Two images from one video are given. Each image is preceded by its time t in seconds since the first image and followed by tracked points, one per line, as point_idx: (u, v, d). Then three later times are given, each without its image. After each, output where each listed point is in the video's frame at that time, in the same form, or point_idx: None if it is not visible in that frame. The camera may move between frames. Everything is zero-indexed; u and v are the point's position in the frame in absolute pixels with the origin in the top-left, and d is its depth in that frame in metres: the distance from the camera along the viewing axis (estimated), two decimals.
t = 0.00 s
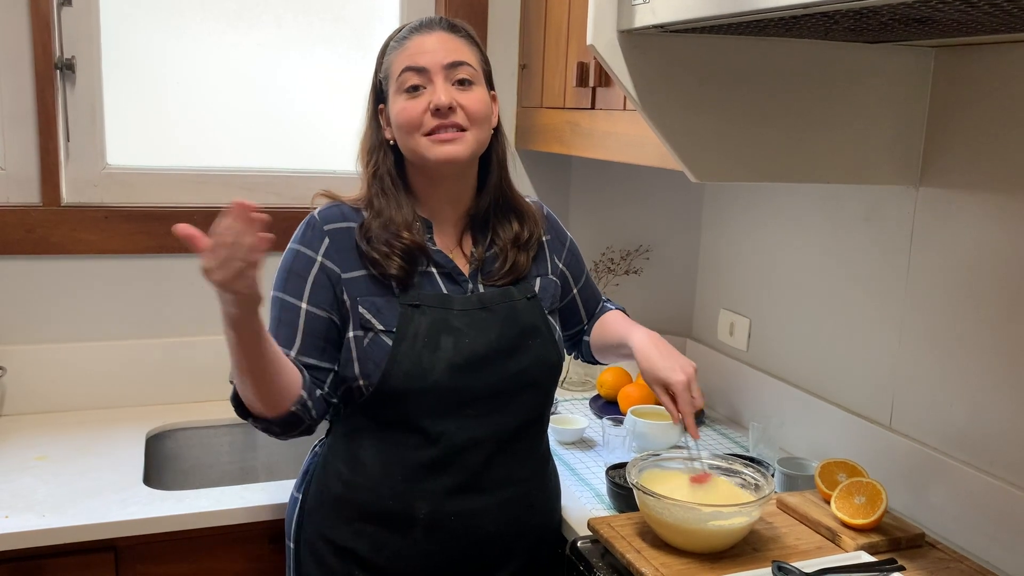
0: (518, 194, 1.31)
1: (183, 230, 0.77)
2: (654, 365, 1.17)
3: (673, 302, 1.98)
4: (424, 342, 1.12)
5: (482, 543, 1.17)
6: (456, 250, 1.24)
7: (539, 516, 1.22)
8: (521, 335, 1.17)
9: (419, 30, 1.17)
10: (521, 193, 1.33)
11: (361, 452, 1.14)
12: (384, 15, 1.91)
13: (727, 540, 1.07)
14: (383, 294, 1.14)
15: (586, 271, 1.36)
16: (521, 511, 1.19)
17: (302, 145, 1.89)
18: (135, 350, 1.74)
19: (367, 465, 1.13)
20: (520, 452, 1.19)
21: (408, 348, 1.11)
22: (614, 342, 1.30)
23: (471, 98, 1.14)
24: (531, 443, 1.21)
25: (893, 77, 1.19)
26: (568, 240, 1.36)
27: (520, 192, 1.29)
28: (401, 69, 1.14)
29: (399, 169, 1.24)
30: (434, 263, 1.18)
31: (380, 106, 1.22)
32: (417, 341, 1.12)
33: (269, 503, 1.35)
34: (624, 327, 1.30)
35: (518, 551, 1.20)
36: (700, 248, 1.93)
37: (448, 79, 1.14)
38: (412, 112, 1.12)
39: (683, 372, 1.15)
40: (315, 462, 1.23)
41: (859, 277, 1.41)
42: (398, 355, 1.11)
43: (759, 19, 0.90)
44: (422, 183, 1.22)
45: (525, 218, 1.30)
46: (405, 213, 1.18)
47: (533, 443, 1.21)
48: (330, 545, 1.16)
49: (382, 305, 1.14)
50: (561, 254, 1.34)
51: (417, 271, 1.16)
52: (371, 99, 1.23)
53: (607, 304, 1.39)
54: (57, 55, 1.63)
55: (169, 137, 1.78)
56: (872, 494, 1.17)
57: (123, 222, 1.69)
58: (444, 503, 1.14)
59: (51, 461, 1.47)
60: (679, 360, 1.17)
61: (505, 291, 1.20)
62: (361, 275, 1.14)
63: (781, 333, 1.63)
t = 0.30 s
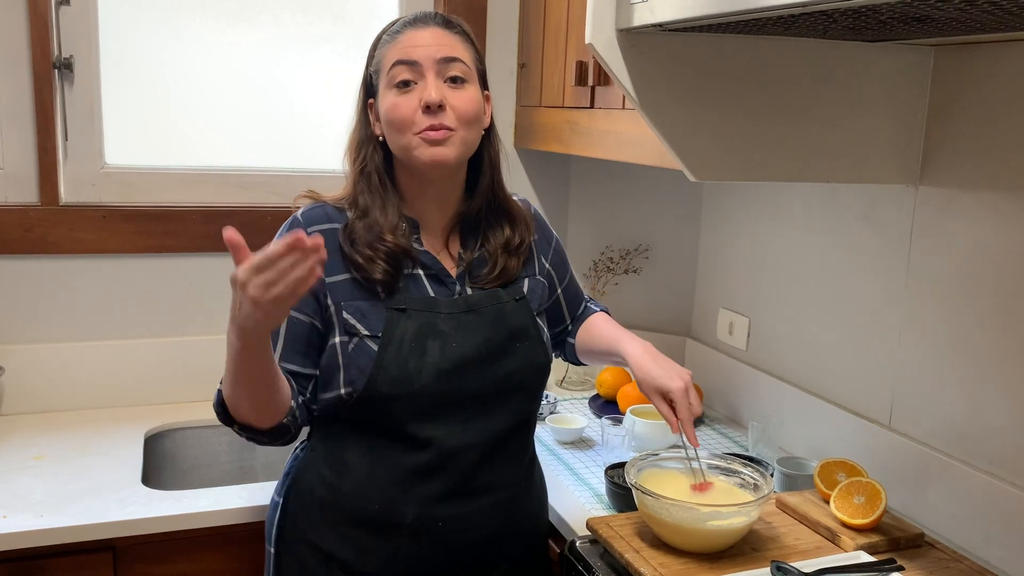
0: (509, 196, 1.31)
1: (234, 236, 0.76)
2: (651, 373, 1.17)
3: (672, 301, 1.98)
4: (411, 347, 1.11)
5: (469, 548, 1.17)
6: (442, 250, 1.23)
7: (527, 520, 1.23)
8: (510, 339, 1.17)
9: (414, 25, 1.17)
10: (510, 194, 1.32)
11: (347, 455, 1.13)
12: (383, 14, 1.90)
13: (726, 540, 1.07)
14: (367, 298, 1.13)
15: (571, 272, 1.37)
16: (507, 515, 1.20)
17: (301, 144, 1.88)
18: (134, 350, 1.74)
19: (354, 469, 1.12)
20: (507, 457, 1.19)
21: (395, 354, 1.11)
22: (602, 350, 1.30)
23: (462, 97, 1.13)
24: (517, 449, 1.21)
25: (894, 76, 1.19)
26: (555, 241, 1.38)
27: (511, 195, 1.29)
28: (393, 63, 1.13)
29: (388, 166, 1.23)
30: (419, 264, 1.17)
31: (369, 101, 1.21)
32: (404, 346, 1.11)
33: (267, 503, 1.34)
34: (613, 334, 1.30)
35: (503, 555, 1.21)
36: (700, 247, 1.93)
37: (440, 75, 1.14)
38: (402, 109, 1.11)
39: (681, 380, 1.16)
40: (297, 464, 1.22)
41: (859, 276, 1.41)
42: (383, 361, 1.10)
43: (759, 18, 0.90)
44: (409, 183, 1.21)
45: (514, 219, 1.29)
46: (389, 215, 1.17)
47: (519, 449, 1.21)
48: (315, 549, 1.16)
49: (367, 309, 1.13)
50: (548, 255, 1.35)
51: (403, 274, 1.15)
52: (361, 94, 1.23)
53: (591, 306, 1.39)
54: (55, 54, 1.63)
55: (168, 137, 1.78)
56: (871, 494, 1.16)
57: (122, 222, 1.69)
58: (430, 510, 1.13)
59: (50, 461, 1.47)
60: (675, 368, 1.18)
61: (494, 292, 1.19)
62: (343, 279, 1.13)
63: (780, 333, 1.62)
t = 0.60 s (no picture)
0: (501, 196, 1.30)
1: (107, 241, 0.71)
2: (640, 372, 1.18)
3: (673, 301, 1.98)
4: (404, 340, 1.11)
5: (454, 550, 1.18)
6: (433, 247, 1.22)
7: (511, 520, 1.24)
8: (502, 337, 1.18)
9: (410, 18, 1.14)
10: (503, 192, 1.32)
11: (330, 457, 1.12)
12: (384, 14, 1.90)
13: (726, 541, 1.07)
14: (360, 287, 1.12)
15: (554, 273, 1.37)
16: (492, 514, 1.21)
17: (301, 144, 1.89)
18: (134, 350, 1.74)
19: (337, 473, 1.11)
20: (494, 458, 1.20)
21: (388, 346, 1.10)
22: (589, 348, 1.30)
23: (460, 100, 1.13)
24: (505, 450, 1.22)
25: (894, 76, 1.19)
26: (541, 241, 1.38)
27: (504, 195, 1.29)
28: (389, 61, 1.12)
29: (381, 159, 1.21)
30: (412, 259, 1.16)
31: (360, 92, 1.18)
32: (397, 338, 1.10)
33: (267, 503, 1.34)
34: (601, 334, 1.30)
35: (487, 556, 1.22)
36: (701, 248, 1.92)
37: (438, 76, 1.13)
38: (398, 109, 1.10)
39: (670, 380, 1.17)
40: (274, 465, 1.21)
41: (859, 276, 1.41)
42: (376, 355, 1.09)
43: (759, 18, 0.89)
44: (403, 178, 1.19)
45: (505, 219, 1.29)
46: (385, 210, 1.15)
47: (506, 448, 1.22)
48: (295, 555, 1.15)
49: (361, 298, 1.11)
50: (535, 254, 1.35)
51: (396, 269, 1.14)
52: (351, 84, 1.20)
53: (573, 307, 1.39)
54: (55, 54, 1.64)
55: (168, 137, 1.78)
56: (872, 494, 1.16)
57: (122, 222, 1.69)
58: (418, 512, 1.14)
59: (50, 461, 1.47)
60: (664, 369, 1.19)
61: (486, 291, 1.19)
62: (337, 264, 1.11)
63: (781, 333, 1.62)
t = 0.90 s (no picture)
0: (492, 200, 1.30)
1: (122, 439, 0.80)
2: (629, 369, 1.17)
3: (675, 302, 1.97)
4: (389, 352, 1.11)
5: (444, 559, 1.18)
6: (420, 251, 1.21)
7: (504, 525, 1.24)
8: (488, 343, 1.18)
9: (438, 28, 1.11)
10: (494, 197, 1.31)
11: (320, 470, 1.12)
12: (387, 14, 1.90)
13: (730, 542, 1.07)
14: (340, 300, 1.11)
15: (541, 272, 1.37)
16: (484, 523, 1.21)
17: (305, 144, 1.89)
18: (138, 350, 1.75)
19: (326, 484, 1.12)
20: (483, 468, 1.19)
21: (372, 359, 1.10)
22: (579, 345, 1.30)
23: (476, 124, 1.13)
24: (494, 460, 1.21)
25: (899, 76, 1.18)
26: (527, 240, 1.37)
27: (495, 201, 1.28)
28: (412, 73, 1.08)
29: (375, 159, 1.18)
30: (397, 265, 1.15)
31: (365, 86, 1.14)
32: (382, 351, 1.10)
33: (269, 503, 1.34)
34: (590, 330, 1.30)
35: (479, 564, 1.22)
36: (704, 248, 1.92)
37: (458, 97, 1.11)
38: (416, 126, 1.09)
39: (659, 375, 1.16)
40: (257, 474, 1.20)
41: (862, 277, 1.41)
42: (359, 366, 1.09)
43: (763, 18, 0.89)
44: (395, 179, 1.17)
45: (495, 225, 1.29)
46: (371, 217, 1.14)
47: (496, 457, 1.22)
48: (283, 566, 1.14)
49: (342, 313, 1.11)
50: (523, 255, 1.35)
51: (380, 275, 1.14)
52: (356, 74, 1.15)
53: (561, 305, 1.40)
54: (59, 55, 1.64)
55: (171, 137, 1.78)
56: (875, 496, 1.16)
57: (125, 222, 1.69)
58: (407, 524, 1.14)
59: (53, 461, 1.47)
60: (652, 364, 1.18)
61: (471, 295, 1.19)
62: (313, 283, 1.11)
63: (784, 334, 1.62)
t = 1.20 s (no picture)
0: (492, 204, 1.29)
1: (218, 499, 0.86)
2: (623, 365, 1.18)
3: (679, 303, 1.97)
4: (387, 356, 1.10)
5: (446, 563, 1.18)
6: (418, 254, 1.22)
7: (503, 530, 1.24)
8: (486, 345, 1.17)
9: (426, 33, 1.11)
10: (493, 201, 1.31)
11: (320, 475, 1.12)
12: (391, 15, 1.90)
13: (734, 544, 1.07)
14: (336, 305, 1.12)
15: (537, 276, 1.37)
16: (484, 527, 1.20)
17: (310, 145, 1.89)
18: (144, 351, 1.75)
19: (326, 489, 1.12)
20: (483, 471, 1.19)
21: (370, 363, 1.10)
22: (570, 342, 1.31)
23: (464, 130, 1.13)
24: (494, 462, 1.21)
25: (905, 78, 1.18)
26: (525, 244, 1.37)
27: (495, 204, 1.28)
28: (399, 80, 1.09)
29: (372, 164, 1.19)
30: (395, 268, 1.15)
31: (359, 91, 1.15)
32: (380, 354, 1.10)
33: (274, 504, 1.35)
34: (581, 328, 1.30)
35: (481, 567, 1.22)
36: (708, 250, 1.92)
37: (446, 103, 1.11)
38: (403, 133, 1.09)
39: (654, 372, 1.17)
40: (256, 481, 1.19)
41: (867, 280, 1.40)
42: (357, 371, 1.09)
43: (768, 20, 0.89)
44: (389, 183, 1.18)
45: (495, 230, 1.29)
46: (368, 219, 1.15)
47: (496, 460, 1.21)
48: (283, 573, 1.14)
49: (339, 318, 1.11)
50: (522, 258, 1.35)
51: (376, 278, 1.14)
52: (350, 79, 1.16)
53: (555, 308, 1.40)
54: (65, 56, 1.64)
55: (177, 138, 1.78)
56: (880, 498, 1.16)
57: (131, 223, 1.69)
58: (409, 527, 1.14)
59: (58, 462, 1.47)
60: (646, 361, 1.19)
61: (470, 297, 1.19)
62: (308, 289, 1.11)
63: (788, 336, 1.62)
